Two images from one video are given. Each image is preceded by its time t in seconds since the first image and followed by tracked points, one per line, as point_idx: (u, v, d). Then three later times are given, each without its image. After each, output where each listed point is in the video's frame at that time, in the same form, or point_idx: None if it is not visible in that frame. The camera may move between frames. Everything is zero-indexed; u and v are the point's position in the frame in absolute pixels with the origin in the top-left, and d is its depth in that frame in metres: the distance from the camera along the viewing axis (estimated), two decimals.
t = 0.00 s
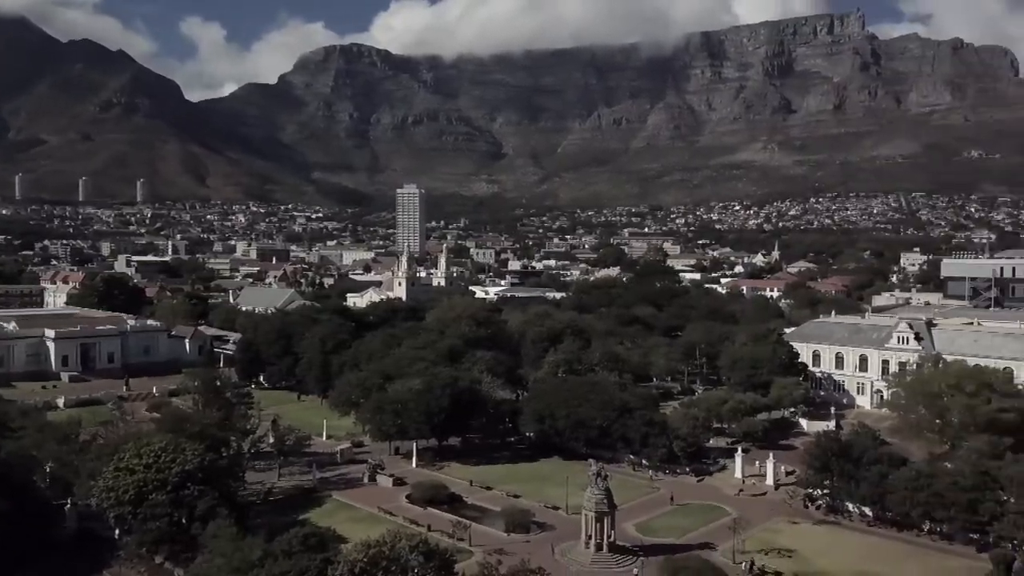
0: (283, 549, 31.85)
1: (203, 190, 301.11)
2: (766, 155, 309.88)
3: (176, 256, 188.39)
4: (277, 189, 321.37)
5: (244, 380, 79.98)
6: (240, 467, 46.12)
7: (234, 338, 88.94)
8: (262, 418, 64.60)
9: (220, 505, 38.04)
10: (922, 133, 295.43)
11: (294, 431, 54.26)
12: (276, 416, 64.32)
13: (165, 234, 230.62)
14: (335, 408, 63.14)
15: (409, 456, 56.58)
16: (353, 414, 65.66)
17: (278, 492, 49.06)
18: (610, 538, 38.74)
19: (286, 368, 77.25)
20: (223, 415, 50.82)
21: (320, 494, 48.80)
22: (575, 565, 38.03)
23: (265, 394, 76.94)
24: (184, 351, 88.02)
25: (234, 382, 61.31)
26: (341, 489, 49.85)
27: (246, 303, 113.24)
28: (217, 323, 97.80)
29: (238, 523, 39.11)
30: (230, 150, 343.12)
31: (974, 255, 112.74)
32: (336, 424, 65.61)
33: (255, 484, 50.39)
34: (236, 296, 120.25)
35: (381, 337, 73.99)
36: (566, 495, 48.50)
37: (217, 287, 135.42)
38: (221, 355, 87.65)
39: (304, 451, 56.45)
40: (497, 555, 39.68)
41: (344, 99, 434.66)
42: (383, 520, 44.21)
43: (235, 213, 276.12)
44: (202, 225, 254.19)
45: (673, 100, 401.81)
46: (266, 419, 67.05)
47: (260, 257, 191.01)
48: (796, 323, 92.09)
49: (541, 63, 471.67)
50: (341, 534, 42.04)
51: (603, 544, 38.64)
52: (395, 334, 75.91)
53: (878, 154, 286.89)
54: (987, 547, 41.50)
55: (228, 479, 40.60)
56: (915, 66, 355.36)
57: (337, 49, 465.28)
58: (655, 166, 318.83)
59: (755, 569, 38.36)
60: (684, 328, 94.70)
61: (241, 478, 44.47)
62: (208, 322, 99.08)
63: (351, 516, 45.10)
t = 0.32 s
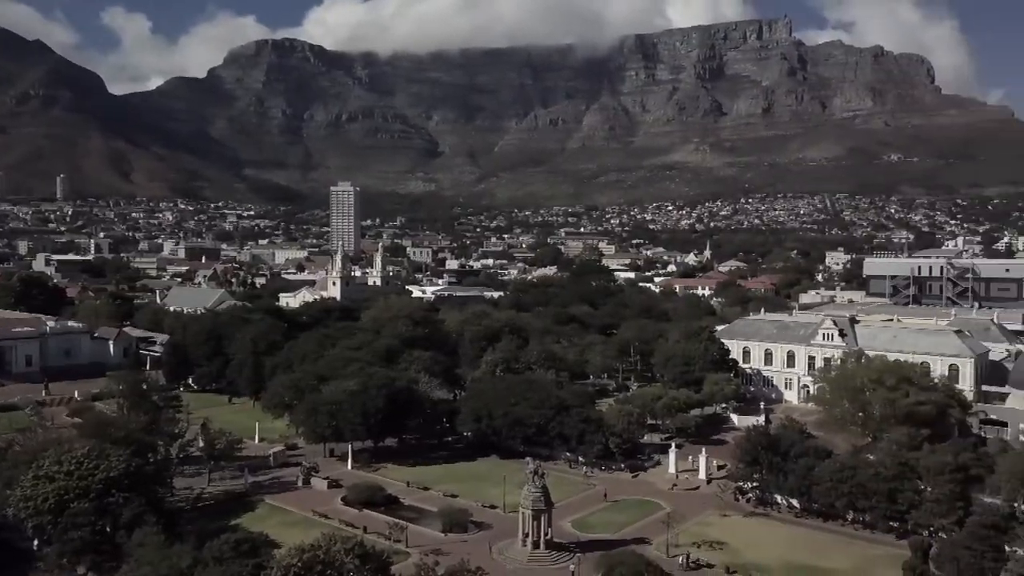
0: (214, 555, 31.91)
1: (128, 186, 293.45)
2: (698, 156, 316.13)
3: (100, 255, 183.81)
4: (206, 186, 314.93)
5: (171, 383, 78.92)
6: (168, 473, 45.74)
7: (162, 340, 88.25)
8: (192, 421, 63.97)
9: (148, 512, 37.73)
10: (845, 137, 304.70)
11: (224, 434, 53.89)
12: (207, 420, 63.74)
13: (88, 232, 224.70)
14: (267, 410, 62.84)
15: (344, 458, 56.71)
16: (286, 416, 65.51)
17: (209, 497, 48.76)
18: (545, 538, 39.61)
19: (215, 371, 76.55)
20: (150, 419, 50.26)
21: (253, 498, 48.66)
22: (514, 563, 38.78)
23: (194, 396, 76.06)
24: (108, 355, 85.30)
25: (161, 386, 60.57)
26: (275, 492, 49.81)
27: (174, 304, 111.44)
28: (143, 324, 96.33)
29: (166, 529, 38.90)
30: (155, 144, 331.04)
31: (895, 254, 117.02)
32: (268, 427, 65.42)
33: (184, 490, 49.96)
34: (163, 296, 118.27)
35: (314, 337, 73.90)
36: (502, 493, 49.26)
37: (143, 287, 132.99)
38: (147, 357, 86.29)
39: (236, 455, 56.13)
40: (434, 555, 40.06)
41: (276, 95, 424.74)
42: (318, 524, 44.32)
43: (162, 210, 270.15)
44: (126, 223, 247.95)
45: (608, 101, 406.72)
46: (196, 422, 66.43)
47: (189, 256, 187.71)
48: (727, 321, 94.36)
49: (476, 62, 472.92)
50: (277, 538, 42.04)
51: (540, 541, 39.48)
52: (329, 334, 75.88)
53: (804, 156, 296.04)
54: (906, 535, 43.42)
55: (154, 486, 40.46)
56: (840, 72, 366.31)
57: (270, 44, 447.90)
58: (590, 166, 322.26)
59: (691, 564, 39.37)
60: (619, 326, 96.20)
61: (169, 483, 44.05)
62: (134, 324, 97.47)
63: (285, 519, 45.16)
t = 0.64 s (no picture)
0: (145, 564, 31.74)
1: (55, 183, 284.31)
2: (637, 158, 320.07)
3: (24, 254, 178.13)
4: (138, 181, 306.64)
5: (102, 386, 77.38)
6: (98, 479, 45.05)
7: (91, 342, 86.36)
8: (124, 427, 62.94)
9: (75, 521, 37.36)
10: (779, 139, 312.64)
11: (156, 438, 53.18)
12: (140, 424, 62.74)
13: (12, 230, 217.77)
14: (202, 414, 62.11)
15: (283, 461, 56.44)
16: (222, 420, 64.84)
17: (142, 503, 48.11)
18: (487, 537, 40.15)
19: (147, 374, 75.45)
20: (78, 425, 49.30)
21: (188, 504, 48.19)
22: (455, 563, 39.24)
23: (125, 400, 74.74)
24: (33, 357, 82.28)
25: (91, 390, 59.43)
26: (211, 498, 49.38)
27: (104, 305, 109.23)
28: (71, 326, 94.26)
29: (94, 537, 38.40)
30: (83, 137, 319.34)
31: (828, 254, 120.14)
32: (204, 431, 64.68)
33: (115, 496, 49.15)
34: (92, 296, 115.47)
35: (252, 338, 73.34)
36: (444, 494, 49.60)
37: (72, 287, 129.99)
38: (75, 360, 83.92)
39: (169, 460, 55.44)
40: (375, 557, 40.23)
41: (211, 90, 404.52)
42: (257, 528, 44.11)
43: (92, 208, 262.84)
44: (53, 220, 240.68)
45: (549, 101, 408.60)
46: (128, 426, 65.32)
47: (119, 255, 183.58)
48: (666, 319, 95.94)
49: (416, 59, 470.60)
50: (213, 544, 41.71)
51: (482, 541, 40.02)
52: (268, 336, 75.35)
53: (741, 158, 302.66)
54: (837, 526, 44.97)
55: (82, 493, 39.99)
56: (773, 76, 375.82)
57: (205, 37, 421.83)
58: (531, 166, 323.96)
59: (632, 560, 40.08)
60: (560, 325, 97.00)
61: (98, 490, 43.35)
62: (61, 325, 95.22)
63: (223, 524, 44.85)
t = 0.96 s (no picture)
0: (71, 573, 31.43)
1: None
2: (574, 158, 322.31)
3: None
4: (62, 176, 289.02)
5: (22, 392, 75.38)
6: (19, 488, 44.06)
7: (10, 344, 83.90)
8: (47, 434, 61.52)
9: None
10: (712, 141, 319.04)
11: (82, 444, 52.20)
12: (64, 430, 61.36)
13: None
14: (131, 419, 61.00)
15: (215, 465, 55.82)
16: (152, 424, 63.87)
17: (67, 512, 47.17)
18: (427, 538, 40.49)
19: (72, 377, 73.70)
20: None
21: (116, 512, 47.41)
22: (394, 565, 39.46)
23: (48, 405, 72.99)
24: None
25: (11, 397, 57.94)
26: (140, 504, 48.68)
27: (26, 306, 106.34)
28: None
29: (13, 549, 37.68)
30: None
31: (760, 254, 123.18)
32: (132, 436, 63.61)
33: (37, 506, 48.04)
34: (14, 296, 112.19)
35: (183, 339, 72.31)
36: (383, 496, 49.66)
37: None
38: None
39: (94, 467, 54.43)
40: (312, 561, 40.20)
41: (137, 84, 385.83)
42: (190, 534, 43.58)
43: (13, 204, 253.45)
44: None
45: (488, 101, 408.22)
46: (51, 432, 63.84)
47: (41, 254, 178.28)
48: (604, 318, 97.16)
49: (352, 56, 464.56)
50: (143, 552, 41.17)
51: (421, 542, 40.33)
52: (199, 337, 74.35)
53: (676, 158, 307.96)
54: (769, 519, 46.28)
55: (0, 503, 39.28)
56: (707, 79, 382.73)
57: (131, 30, 402.63)
58: (470, 166, 324.48)
59: (572, 558, 40.61)
60: (500, 324, 97.40)
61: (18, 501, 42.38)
62: None
63: (153, 531, 44.22)
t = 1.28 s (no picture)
0: None
1: None
2: (512, 158, 323.50)
3: None
4: None
5: None
6: None
7: None
8: None
9: None
10: (648, 142, 323.51)
11: None
12: None
13: None
14: (53, 425, 59.54)
15: (143, 471, 54.85)
16: (75, 430, 62.45)
17: None
18: (364, 539, 40.50)
19: None
20: None
21: (38, 522, 46.30)
22: (332, 569, 39.41)
23: None
24: None
25: None
26: (64, 514, 47.65)
27: None
28: None
29: None
30: None
31: (694, 253, 125.76)
32: (54, 443, 62.07)
33: None
34: None
35: (107, 343, 70.74)
36: (318, 499, 49.48)
37: None
38: None
39: (14, 476, 53.02)
40: (246, 567, 39.91)
41: (59, 75, 352.95)
42: (117, 543, 42.83)
43: None
44: None
45: (426, 99, 405.46)
46: None
47: None
48: (541, 317, 97.84)
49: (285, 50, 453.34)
50: (67, 563, 40.32)
51: (357, 544, 40.40)
52: (126, 340, 72.87)
53: (613, 159, 312.42)
54: (702, 513, 47.38)
55: None
56: (643, 82, 388.56)
57: (51, 18, 365.99)
58: (407, 164, 323.63)
59: (510, 558, 41.04)
60: (439, 324, 97.35)
61: None
62: None
63: (77, 541, 43.32)
